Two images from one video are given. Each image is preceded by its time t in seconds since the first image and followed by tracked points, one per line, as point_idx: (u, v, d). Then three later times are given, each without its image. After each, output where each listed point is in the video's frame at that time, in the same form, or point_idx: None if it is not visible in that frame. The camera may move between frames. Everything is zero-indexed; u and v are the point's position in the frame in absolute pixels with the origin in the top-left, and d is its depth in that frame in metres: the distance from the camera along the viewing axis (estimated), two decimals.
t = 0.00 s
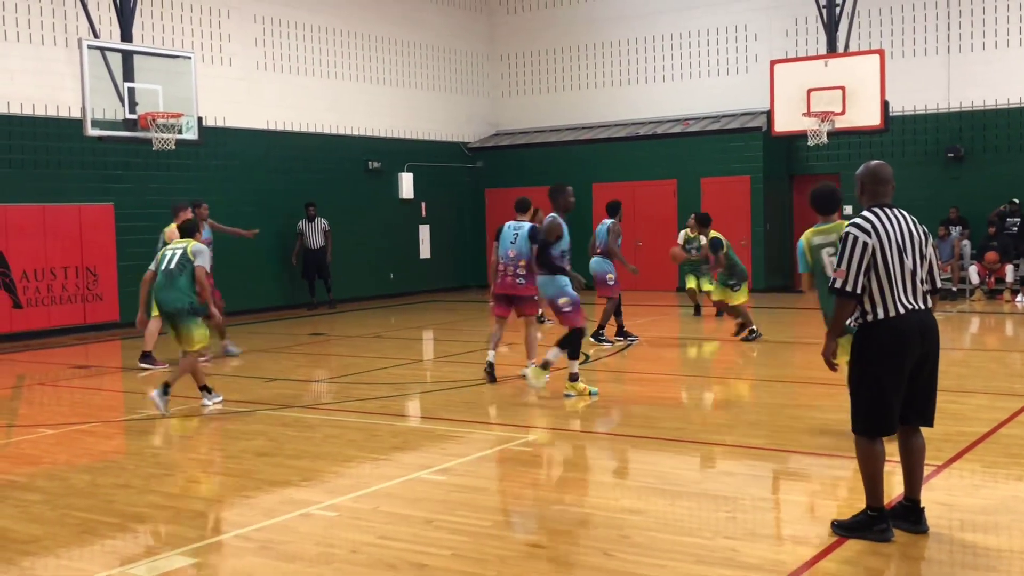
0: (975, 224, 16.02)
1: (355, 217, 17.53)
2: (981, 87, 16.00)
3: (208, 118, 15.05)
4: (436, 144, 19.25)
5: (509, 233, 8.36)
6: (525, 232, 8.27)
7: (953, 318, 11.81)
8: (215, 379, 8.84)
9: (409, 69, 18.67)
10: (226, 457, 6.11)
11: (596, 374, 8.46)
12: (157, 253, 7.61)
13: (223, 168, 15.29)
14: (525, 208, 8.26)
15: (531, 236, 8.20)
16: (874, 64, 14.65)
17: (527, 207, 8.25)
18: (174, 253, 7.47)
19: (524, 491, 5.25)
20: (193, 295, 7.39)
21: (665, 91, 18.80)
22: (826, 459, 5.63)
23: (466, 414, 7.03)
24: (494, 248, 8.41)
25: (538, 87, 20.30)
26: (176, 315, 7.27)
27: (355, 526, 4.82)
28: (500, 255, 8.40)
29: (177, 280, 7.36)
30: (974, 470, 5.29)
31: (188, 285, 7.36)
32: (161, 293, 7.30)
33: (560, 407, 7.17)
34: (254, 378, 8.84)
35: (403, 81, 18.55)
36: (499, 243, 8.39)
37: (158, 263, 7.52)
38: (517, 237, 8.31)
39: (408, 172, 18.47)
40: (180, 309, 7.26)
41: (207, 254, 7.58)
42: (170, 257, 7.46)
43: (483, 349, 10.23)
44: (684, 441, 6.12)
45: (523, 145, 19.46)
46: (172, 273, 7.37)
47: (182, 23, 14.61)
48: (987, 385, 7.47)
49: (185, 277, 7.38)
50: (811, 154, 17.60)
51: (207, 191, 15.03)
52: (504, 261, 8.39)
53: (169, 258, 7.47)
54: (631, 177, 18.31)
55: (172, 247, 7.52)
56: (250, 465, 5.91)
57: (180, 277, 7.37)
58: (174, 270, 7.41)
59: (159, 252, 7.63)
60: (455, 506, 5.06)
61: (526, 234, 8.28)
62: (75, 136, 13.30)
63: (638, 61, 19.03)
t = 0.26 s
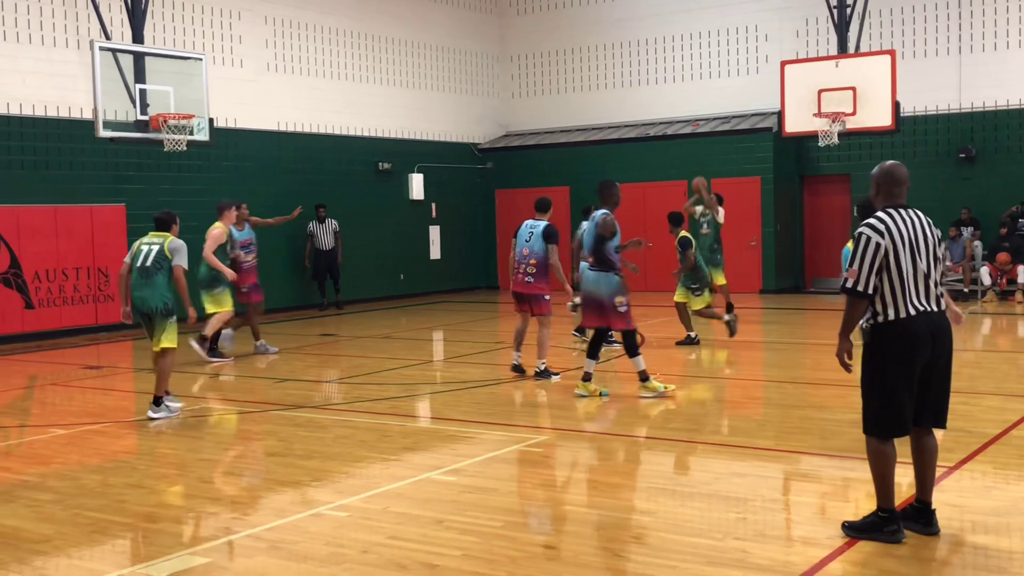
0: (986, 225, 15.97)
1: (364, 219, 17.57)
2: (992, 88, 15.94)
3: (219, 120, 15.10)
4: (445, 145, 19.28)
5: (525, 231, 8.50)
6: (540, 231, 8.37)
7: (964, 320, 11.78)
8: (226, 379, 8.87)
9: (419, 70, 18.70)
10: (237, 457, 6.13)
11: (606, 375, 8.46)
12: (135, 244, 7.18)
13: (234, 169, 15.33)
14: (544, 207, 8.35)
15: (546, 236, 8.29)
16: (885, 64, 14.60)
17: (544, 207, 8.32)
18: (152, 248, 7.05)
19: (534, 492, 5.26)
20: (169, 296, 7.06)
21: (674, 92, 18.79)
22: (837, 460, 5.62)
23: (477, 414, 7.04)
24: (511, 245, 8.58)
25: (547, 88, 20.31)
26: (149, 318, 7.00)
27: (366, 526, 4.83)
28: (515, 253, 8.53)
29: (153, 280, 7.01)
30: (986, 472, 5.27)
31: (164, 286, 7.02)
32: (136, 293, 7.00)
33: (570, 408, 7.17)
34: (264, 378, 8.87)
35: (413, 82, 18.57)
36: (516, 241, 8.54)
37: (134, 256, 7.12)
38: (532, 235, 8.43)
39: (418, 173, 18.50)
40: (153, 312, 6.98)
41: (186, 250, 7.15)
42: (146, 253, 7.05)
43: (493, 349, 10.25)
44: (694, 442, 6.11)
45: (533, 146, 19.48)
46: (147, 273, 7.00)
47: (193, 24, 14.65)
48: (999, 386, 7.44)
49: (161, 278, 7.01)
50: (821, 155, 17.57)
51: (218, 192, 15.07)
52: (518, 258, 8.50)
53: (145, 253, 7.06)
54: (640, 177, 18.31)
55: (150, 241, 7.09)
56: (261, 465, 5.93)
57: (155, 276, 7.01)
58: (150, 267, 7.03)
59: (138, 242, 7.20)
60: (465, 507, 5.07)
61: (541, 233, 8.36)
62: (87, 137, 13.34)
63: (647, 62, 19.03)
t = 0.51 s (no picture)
0: (997, 225, 15.91)
1: (374, 219, 17.59)
2: (1004, 87, 15.88)
3: (229, 120, 15.14)
4: (454, 145, 19.29)
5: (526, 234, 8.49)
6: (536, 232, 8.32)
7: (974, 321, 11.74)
8: (236, 379, 8.89)
9: (428, 71, 18.72)
10: (246, 456, 6.15)
11: (616, 375, 8.46)
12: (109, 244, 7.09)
13: (245, 169, 15.38)
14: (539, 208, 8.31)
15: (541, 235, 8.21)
16: (896, 64, 14.55)
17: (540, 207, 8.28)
18: (122, 250, 6.94)
19: (543, 492, 5.26)
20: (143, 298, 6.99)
21: (683, 92, 18.77)
22: (847, 461, 5.60)
23: (486, 414, 7.05)
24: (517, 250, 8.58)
25: (557, 88, 20.32)
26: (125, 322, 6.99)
27: (375, 526, 4.84)
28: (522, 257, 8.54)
29: (126, 284, 6.95)
30: (996, 473, 5.25)
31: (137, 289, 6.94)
32: (111, 297, 6.97)
33: (579, 408, 7.17)
34: (275, 378, 8.90)
35: (422, 82, 18.59)
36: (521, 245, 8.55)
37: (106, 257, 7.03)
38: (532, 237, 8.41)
39: (427, 173, 18.52)
40: (129, 317, 6.96)
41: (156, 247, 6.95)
42: (116, 256, 6.95)
43: (502, 349, 10.26)
44: (704, 442, 6.11)
45: (542, 146, 19.49)
46: (119, 277, 6.94)
47: (204, 24, 14.70)
48: (1009, 387, 7.42)
49: (133, 281, 6.93)
50: (831, 155, 17.54)
51: (228, 193, 15.11)
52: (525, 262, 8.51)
53: (117, 255, 6.96)
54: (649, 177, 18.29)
55: (120, 242, 6.97)
56: (271, 465, 5.94)
57: (129, 280, 6.94)
58: (124, 271, 6.95)
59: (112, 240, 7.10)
60: (475, 507, 5.07)
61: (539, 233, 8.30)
62: (98, 137, 13.41)
63: (657, 62, 19.02)
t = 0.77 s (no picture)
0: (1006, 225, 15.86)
1: (381, 219, 17.60)
2: (1013, 86, 15.83)
3: (237, 120, 15.17)
4: (462, 145, 19.31)
5: (521, 236, 8.53)
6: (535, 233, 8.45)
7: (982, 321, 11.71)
8: (243, 379, 8.90)
9: (435, 70, 18.74)
10: (254, 456, 6.16)
11: (623, 375, 8.46)
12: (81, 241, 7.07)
13: (253, 169, 15.40)
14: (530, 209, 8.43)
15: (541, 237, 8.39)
16: (904, 64, 14.53)
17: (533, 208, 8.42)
18: (94, 248, 6.91)
19: (550, 492, 5.26)
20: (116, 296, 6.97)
21: (690, 92, 18.76)
22: (855, 461, 5.59)
23: (494, 414, 7.05)
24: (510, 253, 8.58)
25: (564, 87, 20.32)
26: (99, 321, 6.98)
27: (382, 526, 4.84)
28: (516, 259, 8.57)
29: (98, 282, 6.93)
30: (1005, 473, 5.24)
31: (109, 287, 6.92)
32: (84, 295, 6.97)
33: (586, 408, 7.16)
34: (282, 378, 8.92)
35: (429, 82, 18.61)
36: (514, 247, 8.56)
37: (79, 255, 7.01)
38: (529, 240, 8.49)
39: (434, 173, 18.53)
40: (102, 315, 6.96)
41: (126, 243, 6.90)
42: (87, 253, 6.93)
43: (508, 349, 10.26)
44: (711, 442, 6.10)
45: (549, 146, 19.49)
46: (92, 275, 6.93)
47: (212, 25, 14.73)
48: (1018, 387, 7.39)
49: (105, 280, 6.92)
50: (839, 155, 17.50)
51: (235, 193, 15.13)
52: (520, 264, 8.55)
53: (89, 253, 6.95)
54: (656, 177, 18.28)
55: (92, 239, 6.94)
56: (278, 465, 5.95)
57: (101, 277, 6.92)
58: (96, 269, 6.93)
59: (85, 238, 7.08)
60: (482, 507, 5.07)
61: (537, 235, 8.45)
62: (106, 137, 13.44)
63: (664, 62, 19.01)
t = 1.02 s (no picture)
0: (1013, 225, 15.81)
1: (387, 219, 17.61)
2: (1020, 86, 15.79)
3: (243, 121, 15.20)
4: (468, 145, 19.31)
5: (516, 237, 8.71)
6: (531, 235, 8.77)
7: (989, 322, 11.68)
8: (250, 379, 8.91)
9: (441, 70, 18.75)
10: (260, 456, 6.16)
11: (629, 375, 8.45)
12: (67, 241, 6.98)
13: (259, 170, 15.42)
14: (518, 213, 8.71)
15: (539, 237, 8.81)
16: (911, 64, 14.51)
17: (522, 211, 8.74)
18: (76, 250, 6.82)
19: (556, 492, 5.25)
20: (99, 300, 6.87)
21: (696, 92, 18.75)
22: (861, 462, 5.58)
23: (500, 414, 7.05)
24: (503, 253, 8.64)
25: (570, 87, 20.32)
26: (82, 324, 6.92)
27: (388, 525, 4.84)
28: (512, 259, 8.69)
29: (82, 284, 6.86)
30: (1011, 474, 5.22)
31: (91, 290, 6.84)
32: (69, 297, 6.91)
33: (591, 409, 7.16)
34: (289, 377, 8.93)
35: (435, 82, 18.62)
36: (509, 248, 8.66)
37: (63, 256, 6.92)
38: (524, 240, 8.74)
39: (440, 173, 18.54)
40: (84, 318, 6.88)
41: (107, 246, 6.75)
42: (70, 255, 6.84)
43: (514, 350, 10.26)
44: (718, 442, 6.09)
45: (555, 146, 19.49)
46: (75, 278, 6.85)
47: (218, 25, 14.76)
48: None
49: (87, 282, 6.83)
50: (846, 155, 17.47)
51: (242, 193, 15.15)
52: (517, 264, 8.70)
53: (72, 255, 6.86)
54: (662, 177, 18.27)
55: (75, 241, 6.84)
56: (284, 464, 5.96)
57: (84, 280, 6.84)
58: (80, 272, 6.85)
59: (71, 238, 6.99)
60: (487, 507, 5.07)
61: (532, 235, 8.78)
62: (112, 137, 13.46)
63: (671, 62, 18.99)
